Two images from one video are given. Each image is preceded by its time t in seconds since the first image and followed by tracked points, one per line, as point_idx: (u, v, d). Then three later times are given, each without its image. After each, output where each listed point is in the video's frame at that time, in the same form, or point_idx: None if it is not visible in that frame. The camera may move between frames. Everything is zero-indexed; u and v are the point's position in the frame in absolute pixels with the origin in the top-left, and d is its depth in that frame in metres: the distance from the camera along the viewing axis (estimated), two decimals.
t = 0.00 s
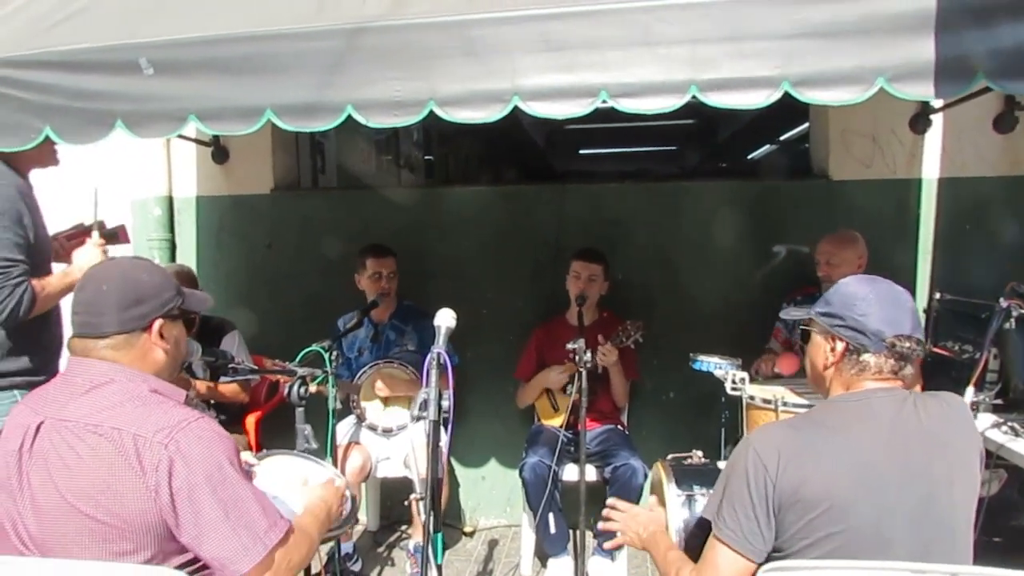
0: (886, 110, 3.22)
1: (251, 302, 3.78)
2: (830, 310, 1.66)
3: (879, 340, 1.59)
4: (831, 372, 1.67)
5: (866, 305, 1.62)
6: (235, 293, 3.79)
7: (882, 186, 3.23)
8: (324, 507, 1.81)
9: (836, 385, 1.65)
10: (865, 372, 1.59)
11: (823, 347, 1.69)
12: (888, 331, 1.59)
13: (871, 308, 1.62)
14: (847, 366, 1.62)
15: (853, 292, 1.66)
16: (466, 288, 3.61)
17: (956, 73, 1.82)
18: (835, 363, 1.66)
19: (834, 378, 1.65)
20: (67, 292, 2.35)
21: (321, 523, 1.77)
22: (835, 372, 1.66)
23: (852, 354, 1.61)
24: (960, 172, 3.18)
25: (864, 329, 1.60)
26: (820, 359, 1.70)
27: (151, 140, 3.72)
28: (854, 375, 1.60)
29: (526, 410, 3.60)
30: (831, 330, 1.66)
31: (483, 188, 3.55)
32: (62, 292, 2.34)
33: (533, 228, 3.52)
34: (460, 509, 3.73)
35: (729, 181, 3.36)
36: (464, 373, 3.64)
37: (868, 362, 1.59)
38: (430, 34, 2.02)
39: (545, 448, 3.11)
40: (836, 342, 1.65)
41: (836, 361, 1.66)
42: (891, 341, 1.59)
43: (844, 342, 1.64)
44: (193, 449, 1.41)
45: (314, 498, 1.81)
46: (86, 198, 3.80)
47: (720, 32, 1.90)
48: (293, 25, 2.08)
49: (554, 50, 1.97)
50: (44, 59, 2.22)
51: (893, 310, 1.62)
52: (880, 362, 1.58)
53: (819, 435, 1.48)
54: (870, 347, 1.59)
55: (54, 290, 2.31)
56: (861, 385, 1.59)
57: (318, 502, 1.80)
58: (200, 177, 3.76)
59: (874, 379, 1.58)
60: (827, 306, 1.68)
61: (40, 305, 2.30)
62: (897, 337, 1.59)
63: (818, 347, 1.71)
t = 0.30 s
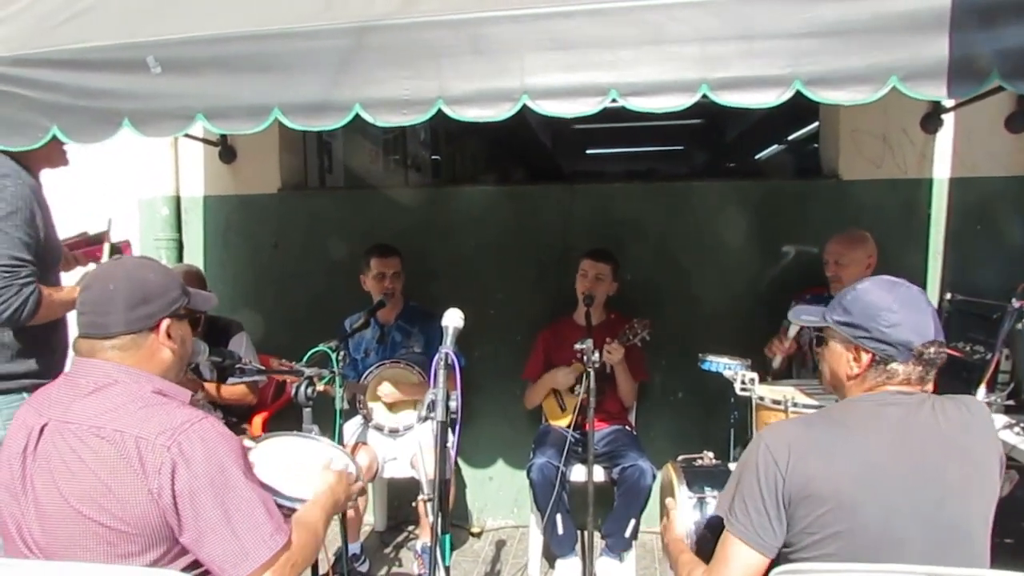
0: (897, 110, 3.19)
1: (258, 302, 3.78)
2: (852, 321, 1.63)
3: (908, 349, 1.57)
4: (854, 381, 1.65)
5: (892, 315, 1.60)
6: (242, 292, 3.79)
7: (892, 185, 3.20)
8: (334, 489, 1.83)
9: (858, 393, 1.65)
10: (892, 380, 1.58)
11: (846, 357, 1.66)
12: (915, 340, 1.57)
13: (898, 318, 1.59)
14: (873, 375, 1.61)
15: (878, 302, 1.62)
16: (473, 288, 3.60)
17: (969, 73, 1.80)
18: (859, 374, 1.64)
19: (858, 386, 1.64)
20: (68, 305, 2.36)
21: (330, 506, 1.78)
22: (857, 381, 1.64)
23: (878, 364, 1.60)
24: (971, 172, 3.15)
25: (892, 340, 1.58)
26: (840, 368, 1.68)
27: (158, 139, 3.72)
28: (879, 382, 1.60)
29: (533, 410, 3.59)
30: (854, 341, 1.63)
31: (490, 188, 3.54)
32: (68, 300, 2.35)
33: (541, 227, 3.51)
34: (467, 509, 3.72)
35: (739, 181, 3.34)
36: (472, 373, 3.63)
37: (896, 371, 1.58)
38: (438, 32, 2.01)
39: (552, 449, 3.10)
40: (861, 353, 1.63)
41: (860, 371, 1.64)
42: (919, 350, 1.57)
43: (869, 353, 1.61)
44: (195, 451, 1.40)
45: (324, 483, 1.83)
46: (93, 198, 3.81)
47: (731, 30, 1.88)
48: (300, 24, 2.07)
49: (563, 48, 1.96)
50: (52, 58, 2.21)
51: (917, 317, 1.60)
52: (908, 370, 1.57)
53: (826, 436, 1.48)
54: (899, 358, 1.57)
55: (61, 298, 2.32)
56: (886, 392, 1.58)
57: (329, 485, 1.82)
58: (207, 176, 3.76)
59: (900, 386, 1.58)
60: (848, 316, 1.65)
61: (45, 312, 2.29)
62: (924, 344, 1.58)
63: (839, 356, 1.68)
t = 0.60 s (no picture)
0: (890, 99, 3.19)
1: (252, 303, 3.77)
2: (852, 307, 1.62)
3: (909, 334, 1.57)
4: (854, 368, 1.65)
5: (892, 300, 1.59)
6: (237, 294, 3.78)
7: (886, 176, 3.20)
8: (329, 501, 1.80)
9: (858, 381, 1.64)
10: (893, 366, 1.58)
11: (846, 344, 1.65)
12: (916, 325, 1.57)
13: (898, 303, 1.59)
14: (874, 362, 1.60)
15: (877, 288, 1.62)
16: (468, 285, 3.59)
17: (961, 60, 1.79)
18: (860, 360, 1.63)
19: (859, 374, 1.63)
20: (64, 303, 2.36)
21: (325, 519, 1.75)
22: (858, 368, 1.63)
23: (881, 350, 1.59)
24: (965, 162, 3.15)
25: (893, 325, 1.57)
26: (842, 356, 1.66)
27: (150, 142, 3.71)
28: (881, 369, 1.59)
29: (531, 407, 3.58)
30: (856, 327, 1.62)
31: (484, 184, 3.53)
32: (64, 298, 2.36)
33: (534, 222, 3.50)
34: (467, 508, 3.71)
35: (736, 174, 3.33)
36: (469, 371, 3.63)
37: (898, 357, 1.57)
38: (428, 28, 2.00)
39: (550, 445, 3.09)
40: (862, 339, 1.62)
41: (861, 358, 1.63)
42: (921, 335, 1.57)
43: (871, 339, 1.60)
44: (186, 455, 1.39)
45: (318, 494, 1.80)
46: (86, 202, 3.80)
47: (721, 21, 1.87)
48: (288, 22, 2.06)
49: (553, 42, 1.95)
50: (38, 60, 2.20)
51: (916, 302, 1.60)
52: (910, 356, 1.57)
53: (829, 430, 1.46)
54: (901, 343, 1.57)
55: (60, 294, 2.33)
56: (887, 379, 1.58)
57: (324, 496, 1.79)
58: (200, 178, 3.75)
59: (900, 372, 1.58)
60: (848, 302, 1.64)
61: (46, 311, 2.30)
62: (925, 329, 1.58)
63: (839, 343, 1.67)
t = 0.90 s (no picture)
0: (877, 88, 3.19)
1: (243, 304, 3.75)
2: (842, 294, 1.62)
3: (898, 322, 1.57)
4: (844, 355, 1.65)
5: (882, 288, 1.59)
6: (227, 295, 3.76)
7: (874, 165, 3.20)
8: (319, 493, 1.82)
9: (848, 368, 1.65)
10: (883, 355, 1.58)
11: (836, 331, 1.65)
12: (907, 313, 1.57)
13: (888, 290, 1.59)
14: (864, 349, 1.60)
15: (867, 275, 1.62)
16: (459, 281, 3.58)
17: (946, 48, 1.79)
18: (850, 347, 1.63)
19: (848, 362, 1.64)
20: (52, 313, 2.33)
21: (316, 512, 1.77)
22: (848, 355, 1.64)
23: (870, 338, 1.59)
24: (952, 150, 3.16)
25: (883, 312, 1.57)
26: (831, 343, 1.67)
27: (135, 143, 3.68)
28: (870, 357, 1.60)
29: (524, 402, 3.58)
30: (846, 314, 1.62)
31: (473, 180, 3.52)
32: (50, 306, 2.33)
33: (523, 217, 3.50)
34: (462, 504, 3.71)
35: (726, 166, 3.33)
36: (461, 367, 3.62)
37: (887, 345, 1.57)
38: (412, 24, 1.99)
39: (544, 440, 3.09)
40: (852, 326, 1.62)
41: (851, 345, 1.64)
42: (910, 323, 1.57)
43: (861, 326, 1.61)
44: (178, 457, 1.38)
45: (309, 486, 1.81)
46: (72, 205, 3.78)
47: (706, 12, 1.87)
48: (271, 20, 2.05)
49: (538, 36, 1.94)
50: (19, 63, 2.18)
51: (907, 290, 1.60)
52: (898, 344, 1.57)
53: (823, 416, 1.46)
54: (890, 330, 1.57)
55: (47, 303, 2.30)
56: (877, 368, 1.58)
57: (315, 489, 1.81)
58: (187, 179, 3.73)
59: (890, 361, 1.58)
60: (839, 289, 1.64)
61: (33, 320, 2.26)
62: (915, 318, 1.58)
63: (829, 330, 1.67)
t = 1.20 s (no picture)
0: (871, 92, 3.20)
1: (232, 294, 3.73)
2: (824, 295, 1.63)
3: (880, 323, 1.58)
4: (827, 356, 1.65)
5: (863, 289, 1.60)
6: (216, 286, 3.74)
7: (866, 169, 3.21)
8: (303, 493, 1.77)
9: (831, 370, 1.64)
10: (864, 355, 1.58)
11: (818, 332, 1.66)
12: (887, 314, 1.58)
13: (868, 291, 1.60)
14: (846, 350, 1.61)
15: (848, 276, 1.63)
16: (450, 276, 3.57)
17: (939, 53, 1.79)
18: (832, 348, 1.64)
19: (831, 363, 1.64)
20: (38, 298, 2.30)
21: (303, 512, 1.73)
22: (830, 356, 1.64)
23: (851, 338, 1.60)
24: (943, 155, 3.17)
25: (864, 313, 1.58)
26: (812, 344, 1.67)
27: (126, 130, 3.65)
28: (851, 358, 1.60)
29: (513, 398, 3.58)
30: (828, 314, 1.63)
31: (465, 174, 3.51)
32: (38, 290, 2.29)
33: (515, 213, 3.49)
34: (449, 499, 3.71)
35: (719, 166, 3.34)
36: (451, 363, 3.61)
37: (868, 345, 1.58)
38: (407, 16, 1.98)
39: (531, 436, 3.09)
40: (834, 327, 1.63)
41: (833, 346, 1.64)
42: (890, 324, 1.58)
43: (843, 327, 1.61)
44: (163, 446, 1.37)
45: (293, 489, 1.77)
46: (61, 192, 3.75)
47: (702, 10, 1.87)
48: (264, 8, 2.03)
49: (533, 30, 1.93)
50: (8, 45, 2.16)
51: (887, 292, 1.61)
52: (880, 345, 1.57)
53: (804, 420, 1.46)
54: (872, 331, 1.58)
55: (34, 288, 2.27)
56: (858, 368, 1.58)
57: (299, 490, 1.77)
58: (178, 167, 3.71)
59: (872, 361, 1.58)
60: (820, 290, 1.64)
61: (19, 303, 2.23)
62: (895, 318, 1.59)
63: (810, 332, 1.67)
